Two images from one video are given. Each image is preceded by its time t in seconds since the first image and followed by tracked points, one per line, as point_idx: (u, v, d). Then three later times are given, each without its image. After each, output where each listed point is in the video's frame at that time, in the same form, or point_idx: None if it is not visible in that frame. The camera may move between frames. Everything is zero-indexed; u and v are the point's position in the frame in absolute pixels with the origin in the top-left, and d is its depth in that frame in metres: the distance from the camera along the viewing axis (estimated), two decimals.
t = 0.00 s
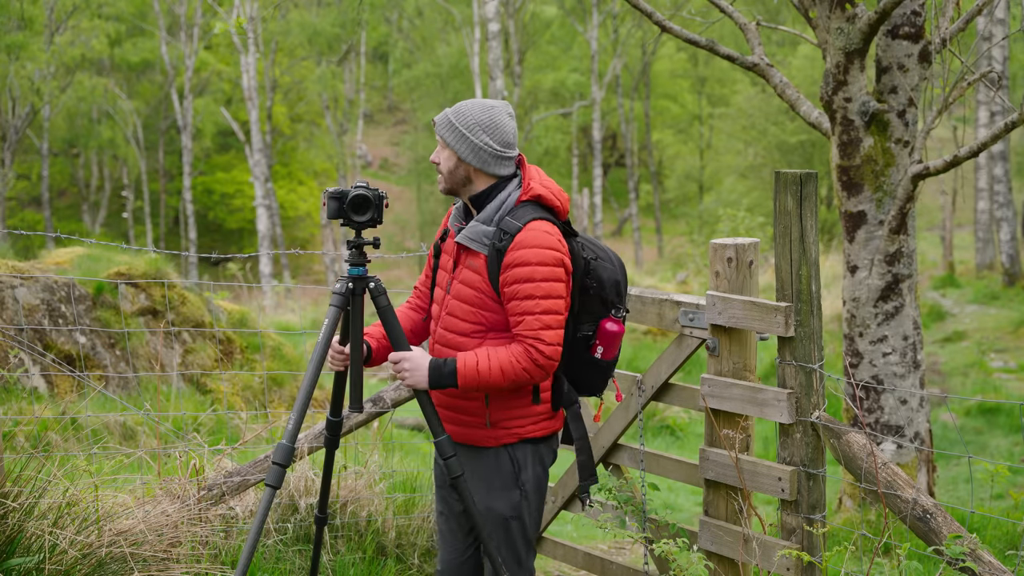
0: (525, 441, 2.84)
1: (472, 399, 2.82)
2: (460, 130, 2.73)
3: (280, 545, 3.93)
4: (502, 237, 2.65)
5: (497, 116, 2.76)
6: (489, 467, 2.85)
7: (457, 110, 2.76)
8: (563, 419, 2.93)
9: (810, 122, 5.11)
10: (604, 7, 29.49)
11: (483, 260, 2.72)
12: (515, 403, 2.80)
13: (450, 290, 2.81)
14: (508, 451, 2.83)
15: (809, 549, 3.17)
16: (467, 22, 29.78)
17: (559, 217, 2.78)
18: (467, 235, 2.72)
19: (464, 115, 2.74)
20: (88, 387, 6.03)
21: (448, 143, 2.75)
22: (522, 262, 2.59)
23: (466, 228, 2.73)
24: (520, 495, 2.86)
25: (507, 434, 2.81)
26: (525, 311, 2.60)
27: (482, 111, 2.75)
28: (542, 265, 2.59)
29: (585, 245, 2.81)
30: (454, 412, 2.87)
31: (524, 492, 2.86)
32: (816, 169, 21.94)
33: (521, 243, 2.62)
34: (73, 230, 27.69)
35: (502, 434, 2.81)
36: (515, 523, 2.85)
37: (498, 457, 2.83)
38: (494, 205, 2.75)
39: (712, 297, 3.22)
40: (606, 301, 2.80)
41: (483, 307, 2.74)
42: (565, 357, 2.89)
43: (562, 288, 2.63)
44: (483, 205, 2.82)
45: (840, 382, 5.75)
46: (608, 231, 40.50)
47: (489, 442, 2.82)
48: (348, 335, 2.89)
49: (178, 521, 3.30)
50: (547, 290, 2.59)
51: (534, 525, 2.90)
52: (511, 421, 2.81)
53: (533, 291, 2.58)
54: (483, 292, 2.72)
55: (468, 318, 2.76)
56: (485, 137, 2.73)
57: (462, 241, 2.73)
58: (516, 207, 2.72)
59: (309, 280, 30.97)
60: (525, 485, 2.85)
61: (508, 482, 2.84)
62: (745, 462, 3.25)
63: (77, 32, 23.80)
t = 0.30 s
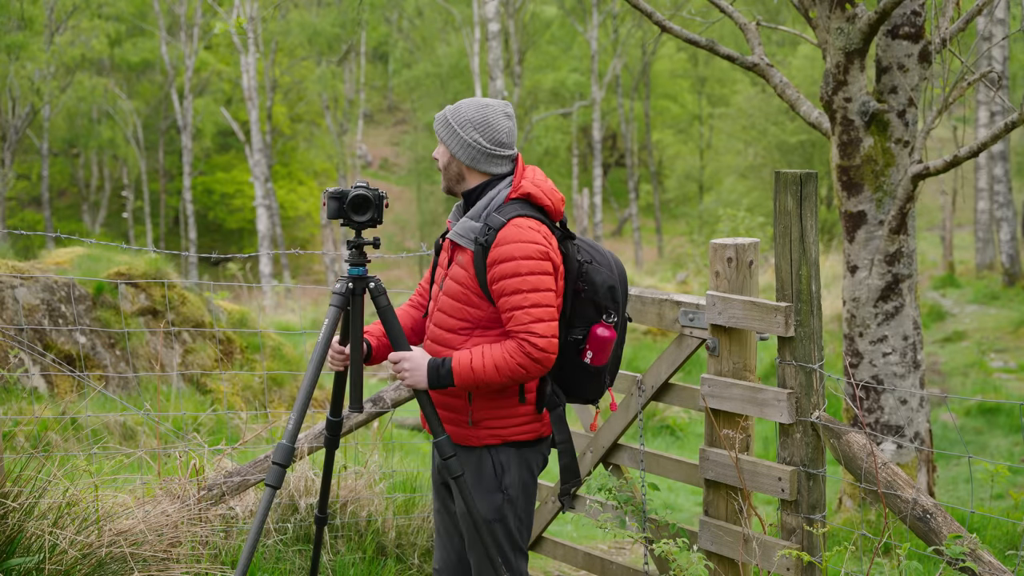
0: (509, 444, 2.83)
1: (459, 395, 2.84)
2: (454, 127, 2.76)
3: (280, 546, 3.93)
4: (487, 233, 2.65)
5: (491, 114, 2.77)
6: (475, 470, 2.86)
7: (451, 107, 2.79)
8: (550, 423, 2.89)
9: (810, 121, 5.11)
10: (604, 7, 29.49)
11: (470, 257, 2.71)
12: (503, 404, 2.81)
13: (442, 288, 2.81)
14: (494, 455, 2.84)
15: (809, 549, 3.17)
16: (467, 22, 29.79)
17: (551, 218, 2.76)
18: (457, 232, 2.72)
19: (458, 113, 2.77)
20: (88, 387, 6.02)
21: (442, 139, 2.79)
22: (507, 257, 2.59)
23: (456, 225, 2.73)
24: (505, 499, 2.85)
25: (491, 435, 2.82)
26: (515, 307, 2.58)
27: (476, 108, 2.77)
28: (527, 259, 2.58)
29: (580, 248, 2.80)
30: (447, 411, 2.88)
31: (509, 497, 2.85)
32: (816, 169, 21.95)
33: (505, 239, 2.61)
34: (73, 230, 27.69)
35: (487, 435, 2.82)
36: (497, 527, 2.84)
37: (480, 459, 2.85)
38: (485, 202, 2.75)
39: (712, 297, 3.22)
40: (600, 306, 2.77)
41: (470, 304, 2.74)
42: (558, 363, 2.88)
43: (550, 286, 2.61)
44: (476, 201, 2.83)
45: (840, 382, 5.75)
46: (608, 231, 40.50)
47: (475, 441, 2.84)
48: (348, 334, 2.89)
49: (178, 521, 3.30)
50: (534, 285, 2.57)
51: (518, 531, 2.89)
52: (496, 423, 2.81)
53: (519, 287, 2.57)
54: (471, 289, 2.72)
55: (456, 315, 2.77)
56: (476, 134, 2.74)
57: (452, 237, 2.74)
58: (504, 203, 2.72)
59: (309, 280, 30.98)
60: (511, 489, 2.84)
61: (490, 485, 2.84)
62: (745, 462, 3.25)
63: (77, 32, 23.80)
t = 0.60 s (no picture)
0: (503, 445, 2.83)
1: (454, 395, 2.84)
2: (451, 127, 2.76)
3: (280, 546, 3.93)
4: (483, 233, 2.65)
5: (487, 114, 2.77)
6: (471, 470, 2.86)
7: (450, 107, 2.80)
8: (544, 424, 2.88)
9: (809, 122, 5.11)
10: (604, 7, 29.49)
11: (466, 257, 2.71)
12: (498, 405, 2.81)
13: (439, 288, 2.82)
14: (489, 455, 2.84)
15: (809, 549, 3.17)
16: (466, 22, 29.80)
17: (549, 219, 2.75)
18: (454, 232, 2.72)
19: (455, 113, 2.78)
20: (88, 387, 6.02)
21: (439, 139, 2.79)
22: (504, 257, 2.59)
23: (452, 225, 2.73)
24: (501, 498, 2.86)
25: (485, 436, 2.82)
26: (513, 308, 2.58)
27: (472, 108, 2.77)
28: (523, 260, 2.58)
29: (578, 250, 2.80)
30: (444, 410, 2.88)
31: (505, 498, 2.86)
32: (816, 169, 21.95)
33: (501, 240, 2.61)
34: (73, 230, 27.70)
35: (481, 436, 2.83)
36: (491, 527, 2.85)
37: (474, 459, 2.85)
38: (482, 202, 2.75)
39: (712, 297, 3.22)
40: (596, 308, 2.78)
41: (466, 303, 2.74)
42: (554, 364, 2.87)
43: (548, 285, 2.60)
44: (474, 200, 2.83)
45: (840, 382, 5.75)
46: (608, 231, 40.50)
47: (470, 441, 2.85)
48: (347, 334, 2.89)
49: (178, 521, 3.30)
50: (531, 285, 2.57)
51: (514, 531, 2.89)
52: (490, 423, 2.81)
53: (517, 287, 2.57)
54: (466, 290, 2.72)
55: (452, 315, 2.77)
56: (473, 134, 2.75)
57: (448, 237, 2.74)
58: (501, 203, 2.71)
59: (309, 280, 30.98)
60: (506, 489, 2.85)
61: (485, 486, 2.85)
62: (745, 462, 3.25)
63: (77, 32, 23.81)
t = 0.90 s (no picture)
0: (503, 444, 2.83)
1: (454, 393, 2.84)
2: (448, 128, 2.77)
3: (280, 545, 3.93)
4: (483, 233, 2.64)
5: (483, 114, 2.76)
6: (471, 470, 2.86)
7: (447, 109, 2.80)
8: (545, 423, 2.88)
9: (809, 121, 5.12)
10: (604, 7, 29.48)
11: (466, 256, 2.72)
12: (499, 404, 2.81)
13: (438, 287, 2.82)
14: (490, 454, 2.84)
15: (809, 549, 3.17)
16: (466, 22, 29.82)
17: (549, 219, 2.75)
18: (453, 232, 2.72)
19: (452, 114, 2.78)
20: (88, 387, 6.02)
21: (438, 139, 2.79)
22: (504, 257, 2.59)
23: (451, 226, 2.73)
24: (500, 497, 2.86)
25: (485, 436, 2.82)
26: (514, 307, 2.58)
27: (469, 109, 2.77)
28: (523, 258, 2.58)
29: (578, 250, 2.80)
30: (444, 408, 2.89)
31: (504, 497, 2.86)
32: (816, 169, 21.95)
33: (501, 240, 2.61)
34: (73, 230, 27.70)
35: (482, 434, 2.83)
36: (491, 526, 2.84)
37: (475, 459, 2.85)
38: (481, 202, 2.75)
39: (712, 297, 3.22)
40: (596, 308, 2.78)
41: (465, 303, 2.74)
42: (554, 364, 2.87)
43: (547, 284, 2.60)
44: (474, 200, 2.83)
45: (840, 382, 5.75)
46: (608, 231, 40.50)
47: (470, 441, 2.85)
48: (348, 335, 2.89)
49: (178, 521, 3.30)
50: (531, 284, 2.57)
51: (513, 530, 2.89)
52: (491, 422, 2.81)
53: (517, 286, 2.57)
54: (465, 288, 2.72)
55: (452, 315, 2.77)
56: (468, 135, 2.75)
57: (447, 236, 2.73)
58: (500, 203, 2.71)
59: (309, 280, 30.98)
60: (505, 489, 2.85)
61: (485, 486, 2.85)
62: (745, 462, 3.25)
63: (77, 32, 23.81)
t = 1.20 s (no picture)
0: (504, 443, 2.83)
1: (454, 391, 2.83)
2: (448, 128, 2.77)
3: (280, 545, 3.93)
4: (483, 232, 2.65)
5: (482, 115, 2.76)
6: (472, 469, 2.86)
7: (446, 109, 2.80)
8: (545, 422, 2.87)
9: (809, 121, 5.12)
10: (604, 7, 29.48)
11: (466, 255, 2.72)
12: (500, 402, 2.81)
13: (439, 286, 2.82)
14: (490, 454, 2.85)
15: (809, 549, 3.17)
16: (466, 22, 29.83)
17: (548, 218, 2.75)
18: (452, 232, 2.72)
19: (451, 115, 2.78)
20: (88, 387, 6.02)
21: (436, 140, 2.79)
22: (506, 253, 2.59)
23: (451, 225, 2.74)
24: (500, 496, 2.86)
25: (486, 435, 2.82)
26: (516, 303, 2.58)
27: (468, 109, 2.77)
28: (525, 255, 2.59)
29: (577, 249, 2.80)
30: (445, 407, 2.89)
31: (504, 495, 2.86)
32: (816, 169, 21.96)
33: (502, 239, 2.61)
34: (73, 230, 27.70)
35: (483, 434, 2.83)
36: (492, 525, 2.85)
37: (475, 458, 2.86)
38: (480, 203, 2.75)
39: (712, 297, 3.22)
40: (595, 306, 2.78)
41: (465, 303, 2.74)
42: (554, 363, 2.87)
43: (550, 282, 2.60)
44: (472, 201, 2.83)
45: (840, 382, 5.75)
46: (608, 231, 40.50)
47: (470, 440, 2.85)
48: (348, 335, 2.90)
49: (178, 521, 3.30)
50: (532, 282, 2.57)
51: (514, 528, 2.89)
52: (491, 419, 2.81)
53: (519, 284, 2.57)
54: (465, 287, 2.72)
55: (452, 314, 2.77)
56: (468, 135, 2.75)
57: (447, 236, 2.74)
58: (500, 202, 2.71)
59: (309, 280, 30.99)
60: (505, 487, 2.85)
61: (486, 485, 2.85)
62: (745, 462, 3.25)
63: (77, 32, 23.80)
